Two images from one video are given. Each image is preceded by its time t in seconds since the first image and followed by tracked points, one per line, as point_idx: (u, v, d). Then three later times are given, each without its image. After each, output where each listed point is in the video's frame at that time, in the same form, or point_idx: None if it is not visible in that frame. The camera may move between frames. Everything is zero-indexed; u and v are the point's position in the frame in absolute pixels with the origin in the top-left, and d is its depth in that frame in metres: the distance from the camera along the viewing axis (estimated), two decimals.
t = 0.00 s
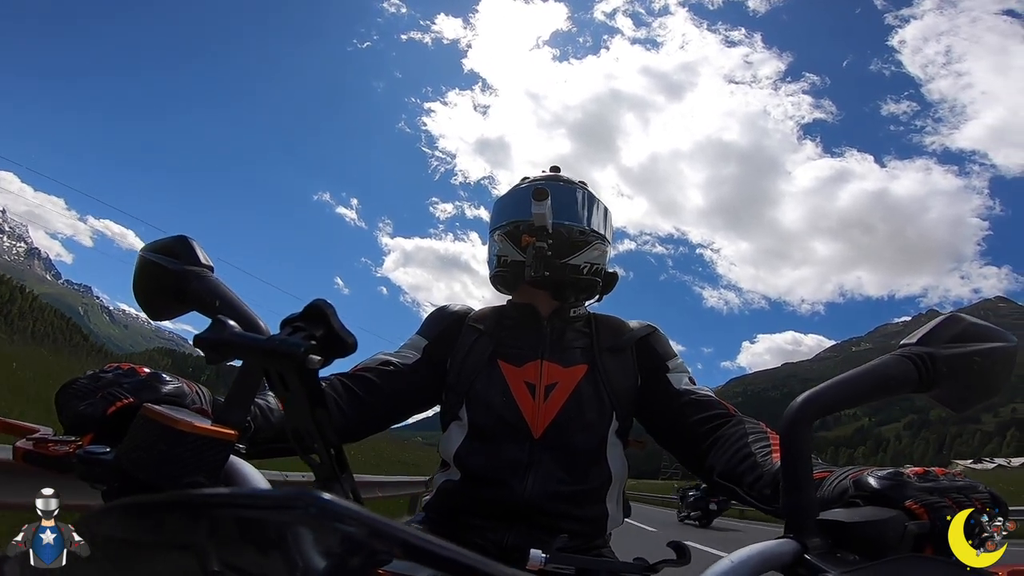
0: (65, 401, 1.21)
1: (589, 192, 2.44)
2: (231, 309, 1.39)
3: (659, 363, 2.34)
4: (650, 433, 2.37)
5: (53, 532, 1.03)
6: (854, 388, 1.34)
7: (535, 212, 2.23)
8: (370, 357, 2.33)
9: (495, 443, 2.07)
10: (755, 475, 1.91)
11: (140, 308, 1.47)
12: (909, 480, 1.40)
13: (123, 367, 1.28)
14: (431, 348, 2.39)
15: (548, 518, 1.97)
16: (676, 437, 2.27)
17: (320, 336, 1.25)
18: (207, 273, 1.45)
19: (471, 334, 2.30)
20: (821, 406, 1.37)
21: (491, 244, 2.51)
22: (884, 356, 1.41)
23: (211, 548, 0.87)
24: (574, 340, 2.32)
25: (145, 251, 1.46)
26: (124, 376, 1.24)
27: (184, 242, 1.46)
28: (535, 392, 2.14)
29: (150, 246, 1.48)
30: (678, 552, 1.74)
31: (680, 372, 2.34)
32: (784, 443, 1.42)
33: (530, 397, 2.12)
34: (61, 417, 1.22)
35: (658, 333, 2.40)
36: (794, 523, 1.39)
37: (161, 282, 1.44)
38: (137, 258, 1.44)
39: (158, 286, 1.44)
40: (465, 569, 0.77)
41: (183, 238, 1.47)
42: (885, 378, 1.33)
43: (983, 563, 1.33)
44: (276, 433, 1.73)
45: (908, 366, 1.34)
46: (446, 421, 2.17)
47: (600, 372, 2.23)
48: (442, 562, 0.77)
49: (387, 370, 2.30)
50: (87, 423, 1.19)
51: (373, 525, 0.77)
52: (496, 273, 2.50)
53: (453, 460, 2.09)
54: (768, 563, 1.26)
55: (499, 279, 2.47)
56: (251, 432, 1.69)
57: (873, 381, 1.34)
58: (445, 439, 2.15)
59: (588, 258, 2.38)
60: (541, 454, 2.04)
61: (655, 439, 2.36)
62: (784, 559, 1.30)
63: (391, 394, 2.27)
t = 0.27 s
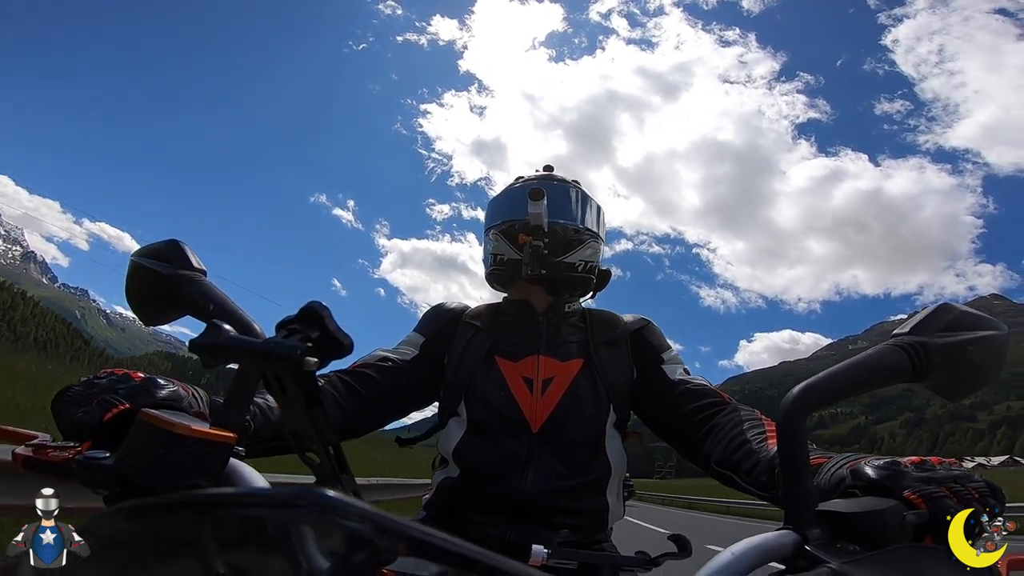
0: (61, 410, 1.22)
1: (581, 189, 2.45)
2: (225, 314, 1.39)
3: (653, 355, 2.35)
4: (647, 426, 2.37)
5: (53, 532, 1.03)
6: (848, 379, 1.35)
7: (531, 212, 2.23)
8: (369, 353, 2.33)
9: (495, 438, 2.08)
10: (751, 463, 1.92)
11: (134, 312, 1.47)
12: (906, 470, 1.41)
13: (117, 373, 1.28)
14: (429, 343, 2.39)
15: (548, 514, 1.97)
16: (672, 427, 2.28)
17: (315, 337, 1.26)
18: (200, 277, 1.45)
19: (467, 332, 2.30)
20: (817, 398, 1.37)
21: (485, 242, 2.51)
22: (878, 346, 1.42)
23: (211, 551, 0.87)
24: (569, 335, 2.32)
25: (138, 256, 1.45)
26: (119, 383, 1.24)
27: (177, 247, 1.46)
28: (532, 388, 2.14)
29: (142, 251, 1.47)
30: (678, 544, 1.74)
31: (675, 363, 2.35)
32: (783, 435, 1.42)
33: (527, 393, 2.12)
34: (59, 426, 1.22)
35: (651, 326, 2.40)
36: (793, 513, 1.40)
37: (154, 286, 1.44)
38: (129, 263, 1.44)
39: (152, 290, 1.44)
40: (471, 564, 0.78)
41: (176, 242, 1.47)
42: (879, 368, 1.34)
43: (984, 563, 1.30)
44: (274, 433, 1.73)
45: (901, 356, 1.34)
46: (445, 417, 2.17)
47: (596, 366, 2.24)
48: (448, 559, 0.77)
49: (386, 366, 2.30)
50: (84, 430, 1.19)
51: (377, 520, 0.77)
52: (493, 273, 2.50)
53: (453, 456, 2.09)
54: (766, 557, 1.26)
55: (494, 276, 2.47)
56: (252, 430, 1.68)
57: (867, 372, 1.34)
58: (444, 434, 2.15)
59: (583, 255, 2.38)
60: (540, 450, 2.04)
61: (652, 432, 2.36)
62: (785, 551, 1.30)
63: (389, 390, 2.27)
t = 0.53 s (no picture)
0: (61, 419, 1.21)
1: (575, 192, 2.46)
2: (223, 323, 1.39)
3: (653, 359, 2.36)
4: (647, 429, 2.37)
5: (53, 532, 1.02)
6: (846, 377, 1.36)
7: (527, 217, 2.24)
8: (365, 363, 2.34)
9: (495, 445, 2.07)
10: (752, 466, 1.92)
11: (133, 323, 1.47)
12: (908, 469, 1.41)
13: (116, 383, 1.28)
14: (427, 352, 2.39)
15: (547, 518, 1.97)
16: (673, 431, 2.28)
17: (315, 345, 1.26)
18: (198, 287, 1.45)
19: (465, 338, 2.30)
20: (815, 397, 1.38)
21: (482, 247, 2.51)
22: (875, 346, 1.42)
23: (215, 557, 0.88)
24: (568, 340, 2.32)
25: (136, 267, 1.45)
26: (118, 393, 1.24)
27: (174, 258, 1.46)
28: (531, 394, 2.14)
29: (139, 262, 1.48)
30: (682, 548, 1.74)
31: (674, 367, 2.35)
32: (782, 437, 1.45)
33: (527, 399, 2.12)
34: (58, 436, 1.22)
35: (651, 330, 2.41)
36: (798, 515, 1.41)
37: (153, 298, 1.44)
38: (126, 275, 1.44)
39: (151, 302, 1.44)
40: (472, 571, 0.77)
41: (173, 253, 1.47)
42: (877, 366, 1.34)
43: (984, 564, 1.28)
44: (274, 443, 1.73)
45: (899, 354, 1.34)
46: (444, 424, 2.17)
47: (594, 370, 2.24)
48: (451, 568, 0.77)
49: (384, 376, 2.30)
50: (84, 440, 1.18)
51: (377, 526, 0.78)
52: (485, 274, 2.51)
53: (453, 464, 2.09)
54: (773, 558, 1.25)
55: (490, 282, 2.47)
56: (250, 443, 1.69)
57: (865, 370, 1.35)
58: (444, 442, 2.15)
59: (580, 259, 2.38)
60: (539, 456, 2.05)
61: (652, 435, 2.37)
62: (788, 552, 1.29)
63: (388, 400, 2.28)
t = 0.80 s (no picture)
0: (58, 419, 1.21)
1: (576, 190, 2.47)
2: (222, 322, 1.39)
3: (654, 359, 2.36)
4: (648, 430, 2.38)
5: (53, 532, 1.02)
6: (852, 378, 1.35)
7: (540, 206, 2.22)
8: (364, 363, 2.35)
9: (495, 444, 2.08)
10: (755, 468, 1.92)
11: (132, 323, 1.47)
12: (914, 472, 1.40)
13: (115, 383, 1.27)
14: (426, 351, 2.39)
15: (547, 518, 1.97)
16: (675, 432, 2.28)
17: (313, 346, 1.25)
18: (197, 285, 1.44)
19: (464, 338, 2.31)
20: (822, 400, 1.38)
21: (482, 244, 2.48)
22: (880, 346, 1.42)
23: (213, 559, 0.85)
24: (567, 339, 2.32)
25: (134, 266, 1.45)
26: (115, 393, 1.24)
27: (173, 256, 1.45)
28: (531, 394, 2.13)
29: (137, 260, 1.47)
30: (686, 552, 1.74)
31: (675, 367, 2.36)
32: (788, 438, 1.45)
33: (527, 399, 2.12)
34: (55, 435, 1.22)
35: (653, 330, 2.41)
36: (800, 516, 1.42)
37: (152, 297, 1.43)
38: (124, 273, 1.44)
39: (150, 301, 1.44)
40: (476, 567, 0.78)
41: (172, 251, 1.46)
42: (883, 368, 1.34)
43: (983, 563, 1.30)
44: (271, 445, 1.73)
45: (906, 355, 1.34)
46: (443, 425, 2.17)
47: (595, 369, 2.24)
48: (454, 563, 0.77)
49: (382, 376, 2.31)
50: (82, 440, 1.19)
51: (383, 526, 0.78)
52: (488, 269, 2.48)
53: (453, 464, 2.10)
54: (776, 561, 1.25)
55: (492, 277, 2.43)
56: (248, 444, 1.69)
57: (871, 372, 1.35)
58: (444, 442, 2.16)
59: (585, 253, 2.38)
60: (540, 457, 2.04)
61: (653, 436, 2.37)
62: (793, 554, 1.31)
63: (387, 400, 2.28)
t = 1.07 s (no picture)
0: (64, 418, 1.22)
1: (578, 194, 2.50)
2: (225, 322, 1.39)
3: (653, 359, 2.36)
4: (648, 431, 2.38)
5: (53, 532, 1.02)
6: (848, 377, 1.36)
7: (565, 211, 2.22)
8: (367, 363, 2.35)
9: (496, 443, 2.07)
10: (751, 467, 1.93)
11: (136, 322, 1.47)
12: (905, 470, 1.42)
13: (119, 382, 1.27)
14: (428, 351, 2.39)
15: (547, 517, 1.97)
16: (675, 431, 2.27)
17: (316, 345, 1.26)
18: (200, 285, 1.45)
19: (465, 338, 2.29)
20: (817, 399, 1.38)
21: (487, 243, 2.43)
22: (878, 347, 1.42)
23: (215, 558, 0.87)
24: (568, 340, 2.32)
25: (138, 266, 1.45)
26: (120, 392, 1.24)
27: (177, 256, 1.46)
28: (532, 394, 2.14)
29: (141, 260, 1.47)
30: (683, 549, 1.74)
31: (673, 367, 2.36)
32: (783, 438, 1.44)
33: (528, 399, 2.12)
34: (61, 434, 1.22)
35: (652, 331, 2.41)
36: (800, 517, 1.40)
37: (155, 296, 1.43)
38: (129, 273, 1.44)
39: (154, 300, 1.44)
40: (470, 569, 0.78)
41: (177, 251, 1.47)
42: (879, 367, 1.34)
43: (983, 563, 1.31)
44: (273, 442, 1.74)
45: (902, 355, 1.34)
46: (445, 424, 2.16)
47: (596, 369, 2.24)
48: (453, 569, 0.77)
49: (384, 376, 2.31)
50: (86, 439, 1.18)
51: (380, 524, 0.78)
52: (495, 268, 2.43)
53: (453, 463, 2.09)
54: (772, 561, 1.25)
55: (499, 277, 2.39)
56: (250, 443, 1.70)
57: (867, 371, 1.35)
58: (445, 442, 2.15)
59: (592, 257, 2.41)
60: (541, 455, 2.04)
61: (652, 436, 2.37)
62: (788, 554, 1.29)
63: (388, 399, 2.28)
